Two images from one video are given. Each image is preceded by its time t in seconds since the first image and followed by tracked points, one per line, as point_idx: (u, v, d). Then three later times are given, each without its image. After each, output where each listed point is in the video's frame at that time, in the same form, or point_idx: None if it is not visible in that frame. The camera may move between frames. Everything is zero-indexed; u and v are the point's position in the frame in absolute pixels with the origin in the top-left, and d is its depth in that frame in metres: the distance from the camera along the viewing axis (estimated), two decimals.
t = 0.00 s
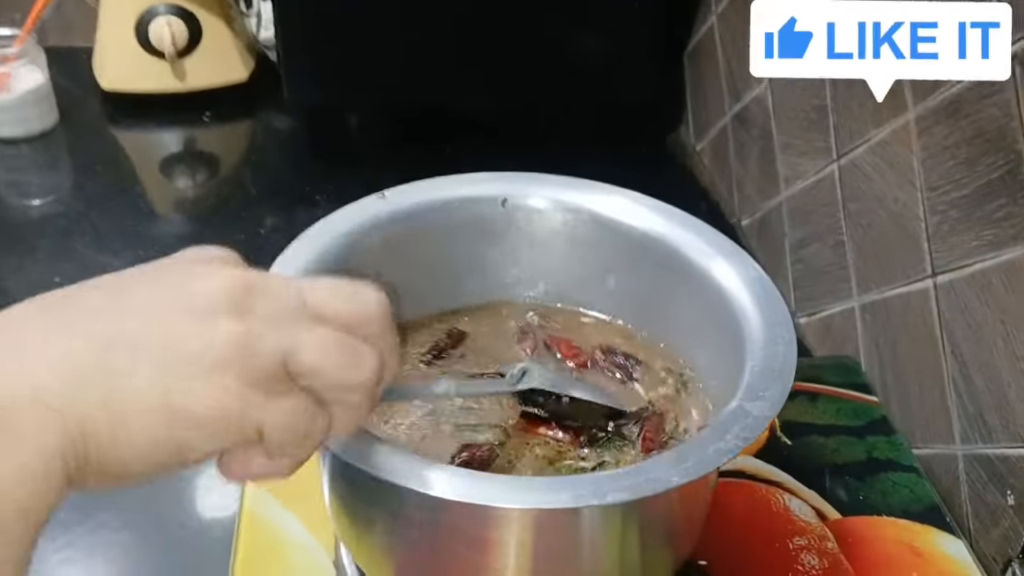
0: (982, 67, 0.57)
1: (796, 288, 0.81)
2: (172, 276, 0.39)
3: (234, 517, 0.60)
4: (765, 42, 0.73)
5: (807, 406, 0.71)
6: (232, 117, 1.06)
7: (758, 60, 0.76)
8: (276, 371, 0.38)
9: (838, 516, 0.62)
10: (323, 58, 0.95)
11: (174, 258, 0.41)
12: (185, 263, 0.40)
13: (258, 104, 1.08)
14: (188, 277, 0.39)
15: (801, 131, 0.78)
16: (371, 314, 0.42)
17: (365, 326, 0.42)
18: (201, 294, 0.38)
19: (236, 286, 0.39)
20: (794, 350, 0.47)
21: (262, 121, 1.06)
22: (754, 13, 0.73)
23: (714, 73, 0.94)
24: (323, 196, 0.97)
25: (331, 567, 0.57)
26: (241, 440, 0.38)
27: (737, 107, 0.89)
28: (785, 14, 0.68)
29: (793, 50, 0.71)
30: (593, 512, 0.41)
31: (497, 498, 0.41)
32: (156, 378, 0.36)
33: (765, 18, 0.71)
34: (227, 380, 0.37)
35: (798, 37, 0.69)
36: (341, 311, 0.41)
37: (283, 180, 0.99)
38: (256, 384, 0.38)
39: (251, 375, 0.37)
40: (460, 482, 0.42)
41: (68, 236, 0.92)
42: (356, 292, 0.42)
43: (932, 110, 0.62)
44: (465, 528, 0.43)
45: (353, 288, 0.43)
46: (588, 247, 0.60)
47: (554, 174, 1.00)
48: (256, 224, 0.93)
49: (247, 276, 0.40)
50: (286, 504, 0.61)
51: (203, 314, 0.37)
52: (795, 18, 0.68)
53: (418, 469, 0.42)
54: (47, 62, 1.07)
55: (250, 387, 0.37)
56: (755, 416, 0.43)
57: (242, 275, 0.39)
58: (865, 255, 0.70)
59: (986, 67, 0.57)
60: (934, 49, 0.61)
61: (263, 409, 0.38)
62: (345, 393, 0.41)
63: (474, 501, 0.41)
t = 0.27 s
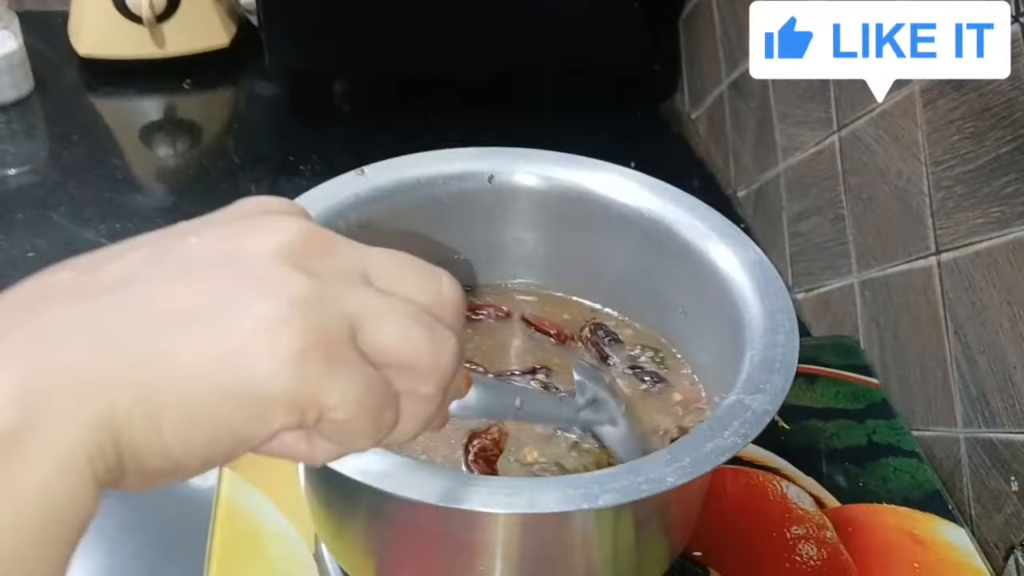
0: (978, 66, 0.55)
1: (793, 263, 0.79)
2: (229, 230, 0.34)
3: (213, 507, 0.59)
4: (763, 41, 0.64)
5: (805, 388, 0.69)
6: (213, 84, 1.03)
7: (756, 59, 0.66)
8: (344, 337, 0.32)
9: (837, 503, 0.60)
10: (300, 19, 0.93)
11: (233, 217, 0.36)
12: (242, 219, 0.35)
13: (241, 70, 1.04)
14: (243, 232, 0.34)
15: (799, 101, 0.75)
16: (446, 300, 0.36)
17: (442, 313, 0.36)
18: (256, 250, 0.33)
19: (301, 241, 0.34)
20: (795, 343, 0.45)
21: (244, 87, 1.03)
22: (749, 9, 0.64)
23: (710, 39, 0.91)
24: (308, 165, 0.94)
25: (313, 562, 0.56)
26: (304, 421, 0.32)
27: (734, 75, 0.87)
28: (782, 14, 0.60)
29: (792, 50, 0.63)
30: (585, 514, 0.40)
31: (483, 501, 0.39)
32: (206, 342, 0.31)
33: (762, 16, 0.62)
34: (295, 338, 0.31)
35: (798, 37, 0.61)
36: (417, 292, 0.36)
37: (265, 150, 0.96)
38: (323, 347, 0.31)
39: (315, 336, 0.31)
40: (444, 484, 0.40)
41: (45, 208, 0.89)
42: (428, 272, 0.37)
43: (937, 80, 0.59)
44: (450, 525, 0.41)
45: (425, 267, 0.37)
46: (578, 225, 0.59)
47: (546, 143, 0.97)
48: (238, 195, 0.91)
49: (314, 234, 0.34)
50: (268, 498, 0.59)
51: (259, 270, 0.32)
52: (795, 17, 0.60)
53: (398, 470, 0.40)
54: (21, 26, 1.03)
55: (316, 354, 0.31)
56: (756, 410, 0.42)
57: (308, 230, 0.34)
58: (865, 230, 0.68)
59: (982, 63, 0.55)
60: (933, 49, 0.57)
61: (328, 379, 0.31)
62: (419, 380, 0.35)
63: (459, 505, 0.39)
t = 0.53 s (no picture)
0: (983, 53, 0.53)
1: (784, 250, 0.77)
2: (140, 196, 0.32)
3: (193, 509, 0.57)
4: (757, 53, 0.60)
5: (795, 380, 0.68)
6: (195, 66, 1.01)
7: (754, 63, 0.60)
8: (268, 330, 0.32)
9: (827, 500, 0.59)
10: (278, 12, 0.93)
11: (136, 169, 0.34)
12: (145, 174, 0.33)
13: (223, 52, 1.02)
14: (156, 196, 0.32)
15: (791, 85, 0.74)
16: (352, 291, 0.38)
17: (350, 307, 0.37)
18: (173, 219, 0.31)
19: (221, 209, 0.33)
20: (785, 342, 0.45)
21: (227, 69, 1.01)
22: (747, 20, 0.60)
23: (700, 21, 0.90)
24: (291, 150, 0.92)
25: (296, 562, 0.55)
26: (217, 420, 0.30)
27: (725, 58, 0.85)
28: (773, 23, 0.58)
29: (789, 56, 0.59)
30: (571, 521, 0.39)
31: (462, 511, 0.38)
32: (117, 321, 0.29)
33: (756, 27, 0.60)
34: (225, 328, 0.29)
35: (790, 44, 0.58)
36: (332, 286, 0.37)
37: (248, 134, 0.94)
38: (249, 347, 0.30)
39: (245, 327, 0.30)
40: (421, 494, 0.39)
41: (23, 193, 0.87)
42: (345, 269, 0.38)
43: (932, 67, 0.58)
44: (430, 529, 0.40)
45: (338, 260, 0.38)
46: (561, 216, 0.58)
47: (535, 127, 0.96)
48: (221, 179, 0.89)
49: (236, 200, 0.33)
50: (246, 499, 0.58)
51: (186, 245, 0.31)
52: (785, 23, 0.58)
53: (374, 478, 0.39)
54: None
55: (245, 355, 0.30)
56: (743, 412, 0.42)
57: (227, 195, 0.33)
58: (857, 219, 0.67)
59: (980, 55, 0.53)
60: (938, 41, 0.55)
61: (248, 380, 0.30)
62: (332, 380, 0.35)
63: (439, 513, 0.38)
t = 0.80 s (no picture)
0: (984, 76, 0.53)
1: (779, 241, 0.77)
2: (100, 186, 0.30)
3: (181, 509, 0.56)
4: (763, 43, 0.64)
5: (791, 374, 0.67)
6: (183, 53, 1.00)
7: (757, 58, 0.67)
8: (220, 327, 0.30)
9: (823, 496, 0.59)
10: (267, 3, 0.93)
11: (87, 162, 0.32)
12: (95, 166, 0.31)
13: (210, 38, 1.01)
14: (106, 191, 0.30)
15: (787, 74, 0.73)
16: (309, 275, 0.36)
17: (301, 292, 0.36)
18: (126, 215, 0.30)
19: (171, 201, 0.31)
20: (784, 340, 0.44)
21: (215, 56, 0.99)
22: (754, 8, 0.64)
23: (696, 7, 0.88)
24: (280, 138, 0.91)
25: (285, 562, 0.54)
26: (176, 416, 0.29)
27: (720, 46, 0.84)
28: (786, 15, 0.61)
29: (793, 53, 0.63)
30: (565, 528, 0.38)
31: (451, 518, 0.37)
32: (74, 328, 0.28)
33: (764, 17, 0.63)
34: (183, 330, 0.28)
35: (799, 40, 0.62)
36: (283, 270, 0.35)
37: (236, 121, 0.93)
38: (202, 348, 0.29)
39: (199, 325, 0.29)
40: (408, 501, 0.38)
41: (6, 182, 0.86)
42: (296, 251, 0.37)
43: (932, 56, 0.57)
44: (419, 533, 0.39)
45: (288, 240, 0.37)
46: (554, 209, 0.57)
47: (527, 114, 0.94)
48: (211, 167, 0.88)
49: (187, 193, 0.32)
50: (234, 499, 0.57)
51: (146, 243, 0.29)
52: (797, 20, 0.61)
53: (359, 484, 0.38)
54: None
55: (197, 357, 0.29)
56: (741, 414, 0.41)
57: (179, 188, 0.32)
58: (854, 209, 0.66)
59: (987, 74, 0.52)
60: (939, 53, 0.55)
61: (203, 381, 0.29)
62: (289, 365, 0.34)
63: (431, 521, 0.37)
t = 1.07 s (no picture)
0: (981, 66, 0.52)
1: (779, 237, 0.76)
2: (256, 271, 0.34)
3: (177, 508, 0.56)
4: (761, 41, 0.61)
5: (792, 371, 0.67)
6: (179, 46, 0.99)
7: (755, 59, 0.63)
8: (367, 402, 0.33)
9: (824, 494, 0.59)
10: None
11: (262, 241, 0.36)
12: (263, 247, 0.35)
13: (207, 32, 1.00)
14: (270, 275, 0.34)
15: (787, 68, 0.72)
16: (462, 328, 0.37)
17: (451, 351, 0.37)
18: (285, 298, 0.33)
19: (327, 282, 0.34)
20: (787, 338, 0.44)
21: (211, 50, 0.99)
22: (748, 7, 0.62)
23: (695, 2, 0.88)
24: (276, 132, 0.90)
25: (283, 561, 0.53)
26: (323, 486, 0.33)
27: (720, 40, 0.83)
28: (782, 14, 0.58)
29: (792, 51, 0.61)
30: (566, 529, 0.38)
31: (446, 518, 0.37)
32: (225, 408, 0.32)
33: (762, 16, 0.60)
34: (327, 412, 0.31)
35: (798, 37, 0.59)
36: (437, 330, 0.36)
37: (233, 116, 0.92)
38: (345, 432, 0.32)
39: (345, 405, 0.32)
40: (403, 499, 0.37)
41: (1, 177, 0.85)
42: (454, 306, 0.38)
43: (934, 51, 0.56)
44: (419, 533, 0.38)
45: (449, 298, 0.38)
46: (553, 204, 0.57)
47: (526, 109, 0.94)
48: (208, 162, 0.87)
49: (341, 271, 0.34)
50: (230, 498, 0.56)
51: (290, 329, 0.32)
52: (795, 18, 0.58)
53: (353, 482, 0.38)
54: None
55: (340, 436, 0.32)
56: (745, 413, 0.41)
57: (334, 266, 0.34)
58: (855, 205, 0.66)
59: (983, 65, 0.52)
60: (933, 49, 0.55)
61: (347, 454, 0.32)
62: (435, 428, 0.36)
63: (429, 521, 0.37)
